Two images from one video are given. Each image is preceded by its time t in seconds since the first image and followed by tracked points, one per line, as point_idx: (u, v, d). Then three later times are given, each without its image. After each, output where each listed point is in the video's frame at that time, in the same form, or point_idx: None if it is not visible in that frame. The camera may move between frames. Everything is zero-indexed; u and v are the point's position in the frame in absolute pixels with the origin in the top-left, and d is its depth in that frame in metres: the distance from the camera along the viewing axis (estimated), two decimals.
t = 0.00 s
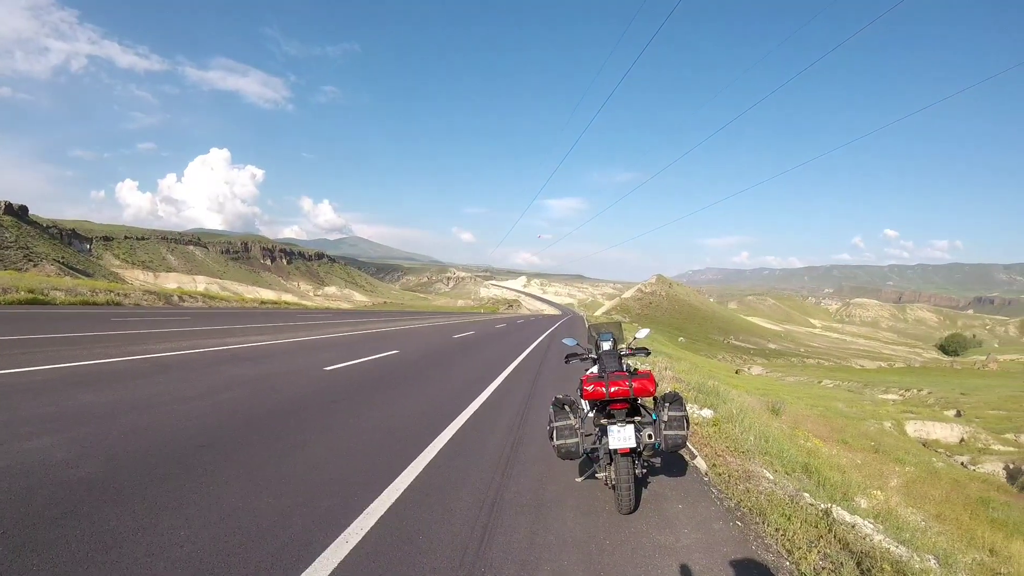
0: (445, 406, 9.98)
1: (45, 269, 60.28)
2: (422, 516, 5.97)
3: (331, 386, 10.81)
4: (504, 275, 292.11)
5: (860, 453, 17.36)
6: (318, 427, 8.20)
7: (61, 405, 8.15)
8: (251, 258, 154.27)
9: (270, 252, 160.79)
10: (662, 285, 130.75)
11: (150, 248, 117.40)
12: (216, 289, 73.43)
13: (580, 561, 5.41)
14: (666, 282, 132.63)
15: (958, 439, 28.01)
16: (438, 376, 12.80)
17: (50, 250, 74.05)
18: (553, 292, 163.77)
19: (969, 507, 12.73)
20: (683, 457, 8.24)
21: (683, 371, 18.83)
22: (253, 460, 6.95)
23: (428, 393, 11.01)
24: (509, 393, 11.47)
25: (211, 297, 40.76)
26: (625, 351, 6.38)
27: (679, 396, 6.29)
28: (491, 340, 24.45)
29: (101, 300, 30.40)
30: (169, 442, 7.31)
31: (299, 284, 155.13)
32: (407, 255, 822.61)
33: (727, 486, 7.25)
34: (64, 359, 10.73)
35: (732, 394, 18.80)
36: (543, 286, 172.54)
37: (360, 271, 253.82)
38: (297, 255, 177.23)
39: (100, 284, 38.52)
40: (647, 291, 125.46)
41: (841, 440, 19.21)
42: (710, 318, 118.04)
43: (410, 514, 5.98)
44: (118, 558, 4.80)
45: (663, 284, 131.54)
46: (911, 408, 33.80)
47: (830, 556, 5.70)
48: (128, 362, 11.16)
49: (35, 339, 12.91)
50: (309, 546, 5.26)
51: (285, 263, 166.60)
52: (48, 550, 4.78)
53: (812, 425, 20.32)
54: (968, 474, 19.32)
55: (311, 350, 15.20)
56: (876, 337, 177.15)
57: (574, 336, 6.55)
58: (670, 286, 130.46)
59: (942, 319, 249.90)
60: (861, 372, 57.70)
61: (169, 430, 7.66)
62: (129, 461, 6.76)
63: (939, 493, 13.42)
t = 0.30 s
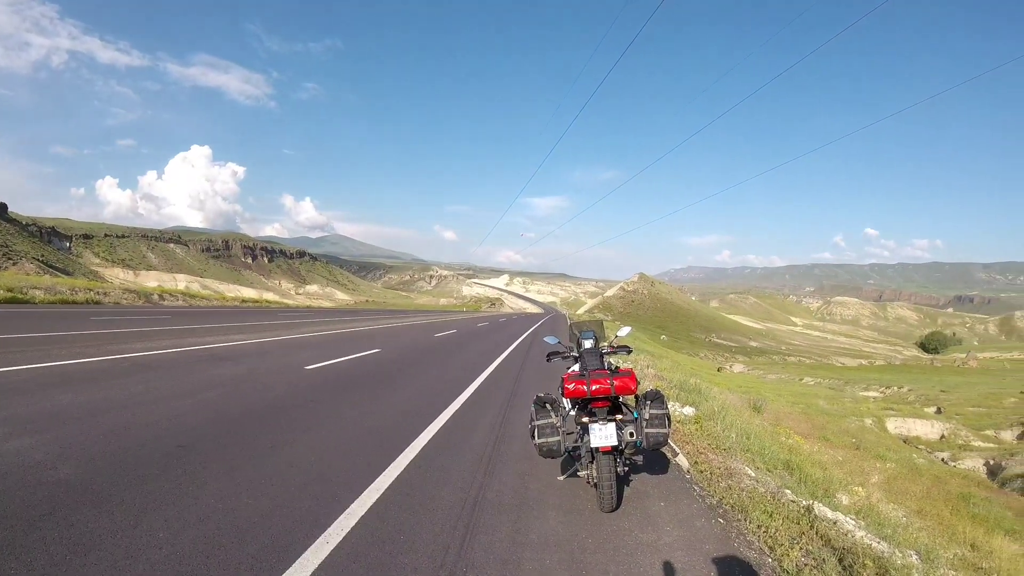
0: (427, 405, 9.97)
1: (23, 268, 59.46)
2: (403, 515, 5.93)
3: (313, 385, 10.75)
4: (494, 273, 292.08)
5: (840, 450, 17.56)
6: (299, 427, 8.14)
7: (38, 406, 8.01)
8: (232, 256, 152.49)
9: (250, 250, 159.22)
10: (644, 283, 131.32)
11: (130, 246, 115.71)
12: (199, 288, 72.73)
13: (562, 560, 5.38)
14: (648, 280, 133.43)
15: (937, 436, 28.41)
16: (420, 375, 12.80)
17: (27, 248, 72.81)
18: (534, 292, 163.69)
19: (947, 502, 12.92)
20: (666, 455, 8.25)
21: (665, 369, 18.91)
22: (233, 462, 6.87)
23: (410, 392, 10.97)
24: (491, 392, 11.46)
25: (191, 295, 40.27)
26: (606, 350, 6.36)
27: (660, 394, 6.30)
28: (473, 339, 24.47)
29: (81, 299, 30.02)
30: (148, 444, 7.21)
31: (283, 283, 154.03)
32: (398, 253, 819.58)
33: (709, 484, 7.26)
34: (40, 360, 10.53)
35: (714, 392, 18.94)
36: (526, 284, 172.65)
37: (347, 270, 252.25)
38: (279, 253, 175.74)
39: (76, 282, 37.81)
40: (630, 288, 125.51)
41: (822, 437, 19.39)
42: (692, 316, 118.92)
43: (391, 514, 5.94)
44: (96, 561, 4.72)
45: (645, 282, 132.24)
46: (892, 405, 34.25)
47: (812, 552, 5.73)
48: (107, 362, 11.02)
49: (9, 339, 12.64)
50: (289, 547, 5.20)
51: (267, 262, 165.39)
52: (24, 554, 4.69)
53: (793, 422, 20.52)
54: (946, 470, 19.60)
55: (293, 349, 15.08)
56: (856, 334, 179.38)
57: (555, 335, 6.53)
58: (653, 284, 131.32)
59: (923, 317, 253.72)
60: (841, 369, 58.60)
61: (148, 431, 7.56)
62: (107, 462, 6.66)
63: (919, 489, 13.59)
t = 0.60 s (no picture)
0: (409, 404, 9.95)
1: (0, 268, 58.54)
2: (386, 516, 5.88)
3: (293, 385, 10.69)
4: (482, 271, 291.96)
5: (823, 446, 17.70)
6: (280, 427, 8.11)
7: (14, 408, 7.87)
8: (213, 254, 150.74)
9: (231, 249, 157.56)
10: (626, 280, 131.93)
11: (110, 245, 114.14)
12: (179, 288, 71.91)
13: (545, 559, 5.33)
14: (630, 279, 134.28)
15: (918, 431, 28.79)
16: (402, 374, 12.79)
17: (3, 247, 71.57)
18: (517, 289, 164.38)
19: (927, 497, 13.06)
20: (647, 453, 8.26)
21: (647, 367, 18.97)
22: (213, 463, 6.80)
23: (392, 391, 10.95)
24: (472, 391, 11.46)
25: (172, 295, 39.88)
26: (588, 348, 6.33)
27: (642, 392, 6.27)
28: (455, 337, 24.46)
29: (59, 299, 29.63)
30: (127, 445, 7.11)
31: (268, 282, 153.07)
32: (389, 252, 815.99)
33: (692, 481, 7.27)
34: (16, 361, 10.35)
35: (697, 389, 19.04)
36: (509, 283, 172.72)
37: (334, 269, 250.35)
38: (259, 252, 174.22)
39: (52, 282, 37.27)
40: (611, 286, 126.21)
41: (804, 434, 19.55)
42: (674, 313, 119.70)
43: (373, 514, 5.89)
44: (74, 565, 4.63)
45: (626, 280, 132.99)
46: (873, 401, 34.71)
47: (795, 549, 5.74)
48: (86, 363, 10.88)
49: None
50: (270, 549, 5.13)
51: (247, 260, 163.44)
52: None
53: (776, 419, 20.69)
54: (928, 465, 19.81)
55: (274, 349, 15.00)
56: (836, 331, 181.74)
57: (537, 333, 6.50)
58: (635, 282, 132.17)
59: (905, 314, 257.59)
60: (822, 366, 59.32)
61: (126, 432, 7.47)
62: (85, 464, 6.55)
63: (901, 484, 13.74)
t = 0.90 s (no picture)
0: (391, 404, 9.95)
1: None
2: (367, 516, 5.86)
3: (274, 385, 10.64)
4: (470, 271, 292.00)
5: (804, 443, 17.82)
6: (259, 427, 8.08)
7: None
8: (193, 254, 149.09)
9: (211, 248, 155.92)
10: (607, 280, 132.81)
11: (89, 245, 112.53)
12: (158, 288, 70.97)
13: (527, 558, 5.32)
14: (611, 277, 135.13)
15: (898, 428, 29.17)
16: (384, 374, 12.79)
17: None
18: (500, 288, 164.54)
19: (908, 492, 13.19)
20: (629, 451, 8.28)
21: (628, 365, 19.05)
22: (193, 465, 6.75)
23: (374, 390, 10.95)
24: (453, 389, 11.48)
25: (152, 295, 39.57)
26: (569, 346, 6.32)
27: (623, 390, 6.26)
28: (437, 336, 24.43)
29: (38, 300, 29.34)
30: (105, 447, 7.05)
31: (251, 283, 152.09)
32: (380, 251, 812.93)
33: (673, 479, 7.30)
34: None
35: (678, 387, 19.16)
36: (490, 282, 172.63)
37: (321, 269, 248.52)
38: (239, 251, 172.89)
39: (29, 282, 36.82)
40: (593, 285, 126.87)
41: (785, 430, 19.71)
42: (655, 312, 120.60)
43: (353, 515, 5.87)
44: (52, 569, 4.56)
45: (608, 279, 133.87)
46: (853, 398, 35.13)
47: (777, 545, 5.78)
48: (64, 364, 10.76)
49: None
50: (251, 551, 5.10)
51: (229, 260, 161.83)
52: None
53: (757, 416, 20.86)
54: (908, 461, 20.00)
55: (254, 349, 14.91)
56: (816, 329, 184.08)
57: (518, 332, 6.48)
58: (616, 281, 133.23)
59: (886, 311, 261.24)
60: (804, 364, 59.98)
61: (106, 434, 7.40)
62: (63, 467, 6.47)
63: (881, 480, 13.88)
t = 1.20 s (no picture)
0: (366, 403, 9.93)
1: None
2: (342, 517, 5.81)
3: (249, 385, 10.56)
4: (453, 269, 291.70)
5: (780, 440, 17.98)
6: (233, 428, 7.99)
7: None
8: (169, 252, 146.73)
9: (187, 245, 153.62)
10: (584, 280, 133.60)
11: (61, 242, 109.85)
12: (133, 286, 69.76)
13: (503, 558, 5.30)
14: (588, 277, 135.98)
15: (872, 424, 29.59)
16: (361, 373, 12.76)
17: None
18: (476, 286, 164.26)
19: (881, 488, 13.38)
20: (606, 449, 8.31)
21: (605, 364, 19.14)
22: (166, 467, 6.65)
23: (350, 390, 10.90)
24: (429, 389, 11.48)
25: (125, 293, 39.11)
26: (545, 345, 6.30)
27: (598, 389, 6.26)
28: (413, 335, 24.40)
29: (10, 298, 28.90)
30: (76, 449, 6.90)
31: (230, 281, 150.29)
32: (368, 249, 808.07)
33: (650, 476, 7.33)
34: None
35: (655, 385, 19.29)
36: (467, 280, 172.22)
37: (305, 267, 246.24)
38: (215, 249, 170.62)
39: None
40: (570, 285, 127.61)
41: (760, 428, 19.89)
42: (632, 311, 121.51)
43: (329, 515, 5.82)
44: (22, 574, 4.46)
45: (585, 278, 134.78)
46: (828, 396, 35.64)
47: (753, 543, 5.83)
48: (34, 364, 10.54)
49: None
50: (227, 552, 5.03)
51: (206, 258, 159.53)
52: None
53: (734, 414, 21.07)
54: (882, 458, 20.26)
55: (230, 348, 14.76)
56: (791, 328, 186.70)
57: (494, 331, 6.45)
58: (591, 280, 134.55)
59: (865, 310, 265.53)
60: (780, 363, 60.84)
61: (77, 436, 7.25)
62: (32, 469, 6.33)
63: (856, 477, 14.06)
